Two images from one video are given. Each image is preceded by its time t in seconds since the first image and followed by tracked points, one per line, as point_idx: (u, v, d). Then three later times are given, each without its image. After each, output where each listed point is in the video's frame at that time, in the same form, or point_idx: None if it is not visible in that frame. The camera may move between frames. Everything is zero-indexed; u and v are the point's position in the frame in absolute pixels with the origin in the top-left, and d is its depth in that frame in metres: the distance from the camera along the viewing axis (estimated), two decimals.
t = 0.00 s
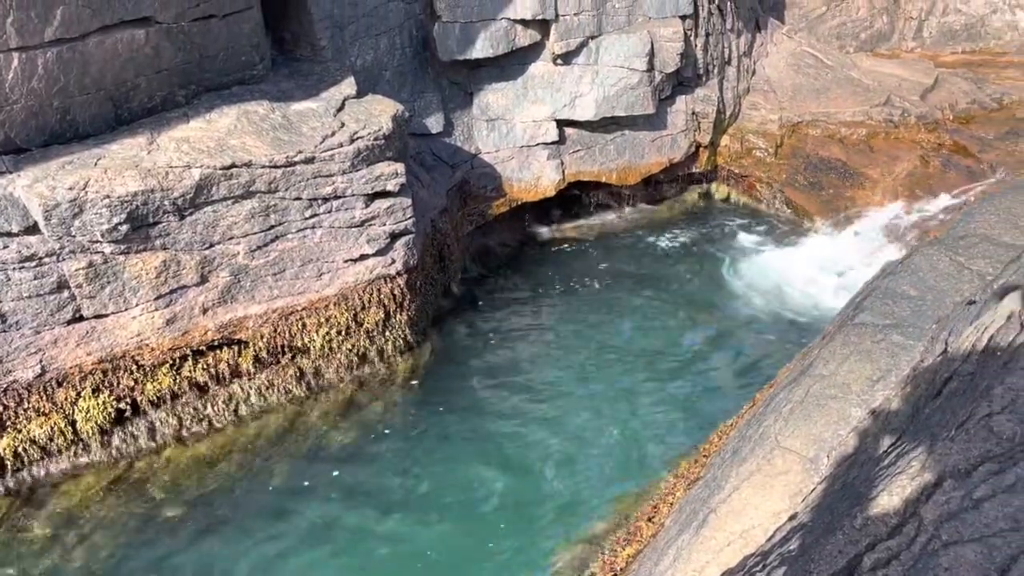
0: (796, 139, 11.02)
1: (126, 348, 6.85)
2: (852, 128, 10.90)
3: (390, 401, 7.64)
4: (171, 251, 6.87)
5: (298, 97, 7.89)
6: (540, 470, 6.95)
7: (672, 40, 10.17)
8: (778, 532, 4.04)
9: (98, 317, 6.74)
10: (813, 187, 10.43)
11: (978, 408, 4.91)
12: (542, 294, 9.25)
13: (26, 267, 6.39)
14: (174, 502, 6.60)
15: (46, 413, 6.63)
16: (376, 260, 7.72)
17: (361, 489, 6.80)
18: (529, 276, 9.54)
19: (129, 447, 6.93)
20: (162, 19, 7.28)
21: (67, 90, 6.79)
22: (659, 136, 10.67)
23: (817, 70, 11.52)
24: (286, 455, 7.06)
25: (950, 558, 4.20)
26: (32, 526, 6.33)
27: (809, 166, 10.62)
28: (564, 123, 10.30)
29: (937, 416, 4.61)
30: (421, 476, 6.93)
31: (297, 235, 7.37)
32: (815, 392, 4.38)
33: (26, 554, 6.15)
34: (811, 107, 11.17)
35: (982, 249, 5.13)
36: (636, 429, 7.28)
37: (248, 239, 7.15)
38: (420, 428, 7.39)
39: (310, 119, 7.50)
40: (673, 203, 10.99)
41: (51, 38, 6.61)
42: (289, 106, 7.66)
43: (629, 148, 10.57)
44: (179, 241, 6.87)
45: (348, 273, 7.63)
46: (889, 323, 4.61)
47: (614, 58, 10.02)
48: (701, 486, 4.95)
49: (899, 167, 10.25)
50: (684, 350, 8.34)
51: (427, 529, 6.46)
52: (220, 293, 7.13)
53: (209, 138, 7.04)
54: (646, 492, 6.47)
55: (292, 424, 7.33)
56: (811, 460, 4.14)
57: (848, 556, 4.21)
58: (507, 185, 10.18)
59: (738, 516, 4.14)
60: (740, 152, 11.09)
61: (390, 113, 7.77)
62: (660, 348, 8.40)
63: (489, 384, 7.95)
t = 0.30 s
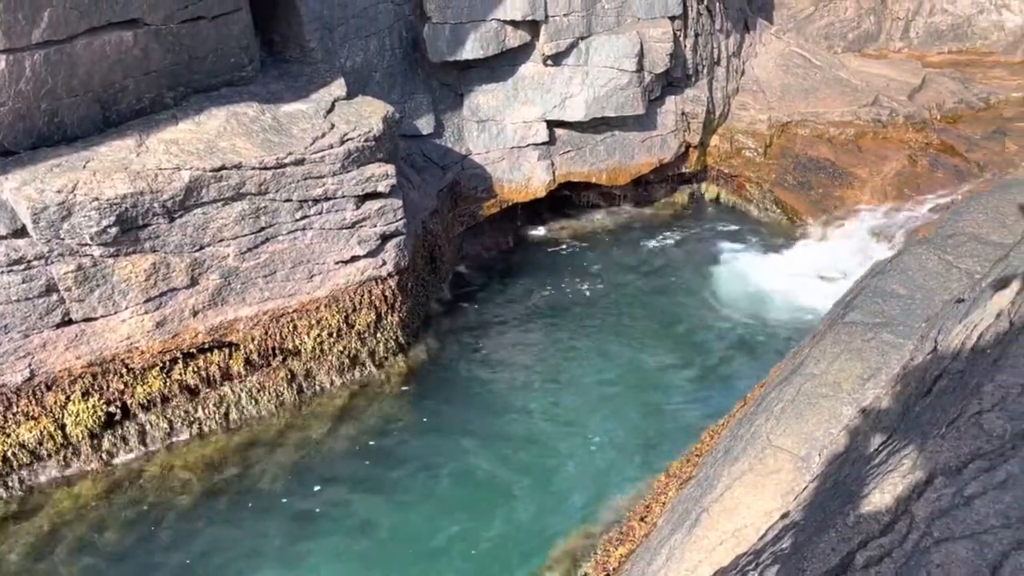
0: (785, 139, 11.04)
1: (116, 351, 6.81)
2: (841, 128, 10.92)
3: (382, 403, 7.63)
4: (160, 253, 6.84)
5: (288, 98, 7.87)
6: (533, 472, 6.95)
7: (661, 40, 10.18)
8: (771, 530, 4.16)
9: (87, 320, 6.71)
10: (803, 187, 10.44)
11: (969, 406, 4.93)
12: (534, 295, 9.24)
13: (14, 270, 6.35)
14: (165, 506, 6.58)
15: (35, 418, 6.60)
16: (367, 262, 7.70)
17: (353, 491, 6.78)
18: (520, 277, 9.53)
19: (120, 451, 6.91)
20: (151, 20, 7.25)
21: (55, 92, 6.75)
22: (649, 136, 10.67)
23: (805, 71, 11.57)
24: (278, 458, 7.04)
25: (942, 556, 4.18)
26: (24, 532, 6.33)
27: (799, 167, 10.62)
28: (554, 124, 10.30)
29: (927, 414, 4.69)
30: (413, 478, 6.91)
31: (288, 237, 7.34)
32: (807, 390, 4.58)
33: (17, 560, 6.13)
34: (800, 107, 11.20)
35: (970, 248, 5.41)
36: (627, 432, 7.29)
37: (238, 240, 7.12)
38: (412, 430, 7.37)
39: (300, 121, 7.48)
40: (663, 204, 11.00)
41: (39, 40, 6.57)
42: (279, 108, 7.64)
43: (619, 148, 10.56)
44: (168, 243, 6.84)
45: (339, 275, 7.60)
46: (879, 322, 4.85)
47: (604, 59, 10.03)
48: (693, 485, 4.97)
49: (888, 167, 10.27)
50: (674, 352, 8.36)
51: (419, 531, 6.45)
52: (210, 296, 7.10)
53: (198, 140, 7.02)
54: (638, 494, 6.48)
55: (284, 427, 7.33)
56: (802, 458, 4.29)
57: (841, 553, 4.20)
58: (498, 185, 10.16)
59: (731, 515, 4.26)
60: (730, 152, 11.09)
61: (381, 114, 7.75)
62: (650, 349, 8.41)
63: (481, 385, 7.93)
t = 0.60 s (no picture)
0: (772, 141, 11.09)
1: (104, 355, 6.79)
2: (827, 129, 11.00)
3: (372, 405, 7.62)
4: (149, 257, 6.81)
5: (276, 101, 7.85)
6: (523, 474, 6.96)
7: (650, 42, 10.21)
8: (762, 529, 4.18)
9: (75, 324, 6.68)
10: (790, 187, 10.48)
11: (958, 404, 5.05)
12: (523, 297, 9.25)
13: (2, 275, 6.31)
14: (156, 511, 6.57)
15: (23, 423, 6.56)
16: (357, 264, 7.69)
17: (344, 494, 6.79)
18: (509, 279, 9.55)
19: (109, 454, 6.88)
20: (138, 23, 7.23)
21: (42, 96, 6.72)
22: (637, 137, 10.70)
23: (791, 72, 11.63)
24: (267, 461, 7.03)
25: (932, 554, 4.27)
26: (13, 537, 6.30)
27: (786, 167, 10.66)
28: (543, 126, 10.31)
29: (917, 414, 4.80)
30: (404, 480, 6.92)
31: (278, 240, 7.33)
32: (796, 390, 4.58)
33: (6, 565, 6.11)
34: (786, 108, 11.26)
35: (955, 248, 5.46)
36: (617, 432, 7.32)
37: (227, 244, 7.11)
38: (403, 432, 7.38)
39: (289, 123, 7.47)
40: (651, 205, 11.04)
41: (26, 43, 6.54)
42: (268, 110, 7.62)
43: (607, 150, 10.59)
44: (157, 247, 6.82)
45: (329, 278, 7.59)
46: (866, 322, 4.89)
47: (592, 61, 10.06)
48: (684, 485, 5.00)
49: (874, 167, 10.32)
50: (663, 352, 8.41)
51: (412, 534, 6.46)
52: (200, 299, 7.07)
53: (187, 143, 7.00)
54: (629, 495, 6.51)
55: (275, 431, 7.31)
56: (793, 458, 4.28)
57: (832, 552, 4.27)
58: (487, 187, 10.17)
59: (722, 515, 4.26)
60: (717, 153, 11.13)
61: (370, 116, 7.75)
62: (640, 351, 8.45)
63: (472, 387, 7.94)
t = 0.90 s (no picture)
0: (759, 143, 11.13)
1: (92, 360, 6.76)
2: (813, 131, 11.07)
3: (361, 408, 7.61)
4: (137, 261, 6.78)
5: (264, 104, 7.84)
6: (512, 478, 6.96)
7: (637, 45, 10.22)
8: (751, 529, 4.46)
9: (63, 329, 6.64)
10: (776, 189, 10.53)
11: (945, 404, 4.67)
12: (512, 300, 9.26)
13: None
14: (144, 516, 6.53)
15: (10, 428, 6.53)
16: (346, 267, 7.68)
17: (333, 498, 6.77)
18: (497, 282, 9.55)
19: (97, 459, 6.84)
20: (125, 27, 7.20)
21: (28, 99, 6.68)
22: (625, 140, 10.73)
23: (777, 74, 11.69)
24: (256, 465, 7.00)
25: (921, 553, 3.96)
26: None
27: (773, 169, 10.70)
28: (532, 128, 10.33)
29: (903, 414, 4.68)
30: (392, 484, 6.91)
31: (266, 243, 7.31)
32: (785, 392, 5.00)
33: None
34: (772, 110, 11.31)
35: (940, 249, 5.64)
36: (606, 435, 7.34)
37: (216, 247, 7.08)
38: (392, 436, 7.36)
39: (277, 126, 7.46)
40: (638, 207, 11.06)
41: (12, 47, 6.50)
42: (256, 113, 7.60)
43: (595, 152, 10.60)
44: (144, 251, 6.79)
45: (318, 281, 7.57)
46: (854, 322, 5.24)
47: (580, 63, 10.07)
48: (675, 487, 5.03)
49: (860, 169, 10.38)
50: (652, 355, 8.43)
51: (401, 538, 6.46)
52: (188, 303, 7.06)
53: (175, 146, 6.98)
54: (617, 498, 6.52)
55: (264, 436, 7.28)
56: (782, 458, 4.70)
57: (822, 552, 4.02)
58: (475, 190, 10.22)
59: (712, 516, 4.58)
60: (705, 155, 11.19)
61: (358, 119, 7.74)
62: (628, 353, 8.47)
63: (460, 390, 7.93)
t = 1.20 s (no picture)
0: (747, 145, 11.16)
1: (79, 365, 6.71)
2: (800, 134, 11.10)
3: (350, 412, 7.57)
4: (124, 265, 6.75)
5: (252, 107, 7.82)
6: (501, 481, 6.97)
7: (625, 49, 10.24)
8: (741, 531, 4.19)
9: (49, 334, 6.60)
10: (763, 192, 10.56)
11: (932, 406, 5.15)
12: (501, 303, 9.26)
13: None
14: (131, 521, 6.49)
15: None
16: (334, 271, 7.66)
17: (323, 501, 6.77)
18: (486, 285, 9.55)
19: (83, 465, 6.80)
20: (112, 30, 7.17)
21: (14, 103, 6.64)
22: (614, 143, 10.74)
23: (765, 78, 11.73)
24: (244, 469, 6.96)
25: (908, 552, 4.33)
26: None
27: (761, 172, 10.73)
28: (520, 131, 10.33)
29: (891, 415, 4.91)
30: (382, 487, 6.91)
31: (254, 247, 7.29)
32: (774, 394, 4.67)
33: None
34: (760, 114, 11.35)
35: (927, 252, 5.60)
36: (596, 438, 7.35)
37: (203, 251, 7.06)
38: (380, 439, 7.35)
39: (265, 130, 7.44)
40: (627, 209, 11.07)
41: None
42: (243, 117, 7.58)
43: (584, 155, 10.61)
44: (132, 255, 6.76)
45: (306, 285, 7.54)
46: (841, 325, 5.02)
47: (568, 67, 10.08)
48: (663, 489, 5.02)
49: (847, 173, 10.40)
50: (640, 358, 8.44)
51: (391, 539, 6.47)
52: (175, 307, 7.02)
53: (162, 150, 6.95)
54: (606, 501, 6.52)
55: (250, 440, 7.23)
56: (771, 460, 4.35)
57: (812, 552, 4.35)
58: (464, 193, 10.21)
59: (701, 518, 4.28)
60: (693, 159, 11.21)
61: (346, 123, 7.72)
62: (618, 356, 8.48)
63: (450, 393, 7.93)
